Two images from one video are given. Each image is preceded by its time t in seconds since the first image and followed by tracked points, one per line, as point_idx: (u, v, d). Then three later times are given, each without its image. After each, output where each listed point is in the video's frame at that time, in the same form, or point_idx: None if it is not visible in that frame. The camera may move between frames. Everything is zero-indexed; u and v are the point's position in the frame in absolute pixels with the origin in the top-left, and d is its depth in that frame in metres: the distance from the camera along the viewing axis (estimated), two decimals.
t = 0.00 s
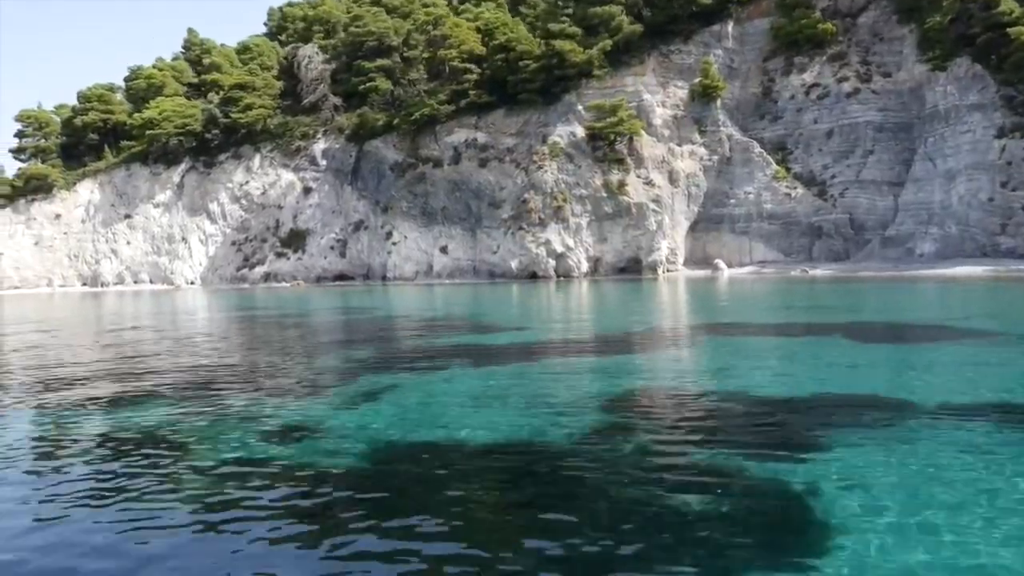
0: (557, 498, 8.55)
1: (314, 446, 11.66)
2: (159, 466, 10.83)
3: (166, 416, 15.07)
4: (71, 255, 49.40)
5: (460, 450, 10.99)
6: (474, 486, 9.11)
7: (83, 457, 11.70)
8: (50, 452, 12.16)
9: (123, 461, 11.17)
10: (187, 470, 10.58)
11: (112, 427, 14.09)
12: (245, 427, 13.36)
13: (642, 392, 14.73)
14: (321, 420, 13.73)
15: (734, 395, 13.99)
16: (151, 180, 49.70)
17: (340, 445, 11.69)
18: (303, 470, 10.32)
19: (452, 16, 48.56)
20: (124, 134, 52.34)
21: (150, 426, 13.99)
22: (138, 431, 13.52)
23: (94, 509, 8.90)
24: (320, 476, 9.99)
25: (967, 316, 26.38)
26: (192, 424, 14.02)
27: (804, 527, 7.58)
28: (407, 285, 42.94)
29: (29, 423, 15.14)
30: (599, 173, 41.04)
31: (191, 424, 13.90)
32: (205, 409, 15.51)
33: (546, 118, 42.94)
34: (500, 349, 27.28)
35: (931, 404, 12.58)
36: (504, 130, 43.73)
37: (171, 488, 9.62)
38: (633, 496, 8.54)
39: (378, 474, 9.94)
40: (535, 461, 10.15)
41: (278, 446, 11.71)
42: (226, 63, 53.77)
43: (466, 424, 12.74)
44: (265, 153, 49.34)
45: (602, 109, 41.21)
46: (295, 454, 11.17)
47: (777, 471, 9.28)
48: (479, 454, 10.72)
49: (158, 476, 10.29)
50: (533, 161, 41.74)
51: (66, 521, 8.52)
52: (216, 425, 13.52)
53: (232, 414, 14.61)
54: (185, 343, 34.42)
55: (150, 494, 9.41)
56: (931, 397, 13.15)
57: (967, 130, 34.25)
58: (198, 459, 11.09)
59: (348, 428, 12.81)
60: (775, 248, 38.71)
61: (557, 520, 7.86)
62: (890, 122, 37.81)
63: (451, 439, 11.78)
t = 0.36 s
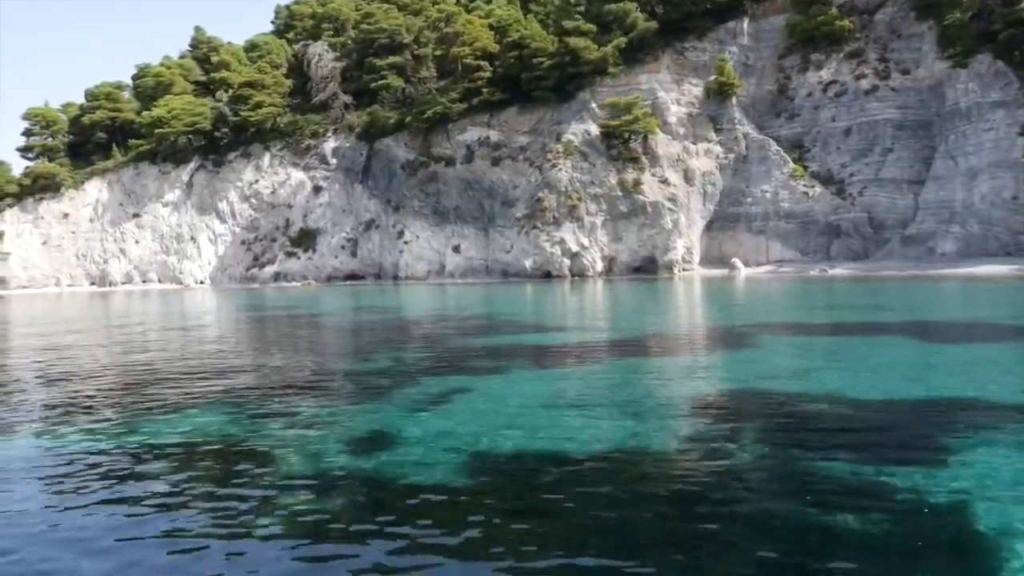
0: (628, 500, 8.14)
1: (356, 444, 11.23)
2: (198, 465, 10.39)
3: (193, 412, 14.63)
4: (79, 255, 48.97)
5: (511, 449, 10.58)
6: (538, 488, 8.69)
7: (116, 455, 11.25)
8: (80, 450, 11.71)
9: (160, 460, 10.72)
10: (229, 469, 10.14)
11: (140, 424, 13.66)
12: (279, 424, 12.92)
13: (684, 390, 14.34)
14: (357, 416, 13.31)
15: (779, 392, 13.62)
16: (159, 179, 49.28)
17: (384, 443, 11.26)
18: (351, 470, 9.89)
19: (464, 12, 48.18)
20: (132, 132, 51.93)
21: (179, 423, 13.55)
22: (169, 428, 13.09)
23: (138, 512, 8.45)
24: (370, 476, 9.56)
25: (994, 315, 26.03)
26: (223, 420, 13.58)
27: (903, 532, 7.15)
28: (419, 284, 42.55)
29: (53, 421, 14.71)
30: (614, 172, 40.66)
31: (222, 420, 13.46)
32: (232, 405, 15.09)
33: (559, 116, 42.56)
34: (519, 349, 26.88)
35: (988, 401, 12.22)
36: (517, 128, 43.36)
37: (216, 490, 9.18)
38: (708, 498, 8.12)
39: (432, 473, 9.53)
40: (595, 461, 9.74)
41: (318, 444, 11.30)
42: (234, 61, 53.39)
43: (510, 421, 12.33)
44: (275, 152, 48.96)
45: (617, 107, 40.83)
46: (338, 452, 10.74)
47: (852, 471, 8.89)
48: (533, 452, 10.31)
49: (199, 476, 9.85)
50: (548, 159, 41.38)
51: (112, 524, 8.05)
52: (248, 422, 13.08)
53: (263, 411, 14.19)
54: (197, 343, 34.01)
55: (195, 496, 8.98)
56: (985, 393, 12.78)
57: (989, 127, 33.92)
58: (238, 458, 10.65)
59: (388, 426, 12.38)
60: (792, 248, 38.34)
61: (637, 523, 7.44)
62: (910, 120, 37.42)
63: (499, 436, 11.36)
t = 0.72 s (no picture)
0: (711, 505, 7.81)
1: (406, 444, 10.89)
2: (245, 464, 10.05)
3: (225, 408, 14.27)
4: (86, 254, 48.55)
5: (570, 450, 10.24)
6: (612, 493, 8.36)
7: (157, 453, 10.90)
8: (118, 447, 11.36)
9: (204, 459, 10.38)
10: (279, 469, 9.80)
11: (174, 421, 13.29)
12: (318, 421, 12.56)
13: (729, 390, 14.00)
14: (398, 414, 12.96)
15: (829, 393, 13.28)
16: (168, 178, 48.92)
17: (434, 443, 10.91)
18: (407, 472, 9.56)
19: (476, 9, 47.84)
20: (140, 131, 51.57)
21: (214, 419, 13.20)
22: (205, 425, 12.74)
23: (197, 515, 8.11)
24: (430, 478, 9.23)
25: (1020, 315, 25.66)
26: (259, 416, 13.23)
27: (1006, 540, 6.81)
28: (431, 284, 42.18)
29: (81, 418, 14.36)
30: (629, 170, 40.29)
31: (258, 417, 13.11)
32: (264, 402, 14.74)
33: (573, 114, 42.20)
34: (540, 349, 26.54)
35: None
36: (530, 126, 42.99)
37: (272, 492, 8.84)
38: (795, 504, 7.79)
39: (494, 475, 9.20)
40: (661, 462, 9.40)
41: (367, 444, 10.96)
42: (242, 59, 53.01)
43: (559, 421, 12.00)
44: (284, 150, 48.59)
45: (632, 105, 40.49)
46: (390, 452, 10.40)
47: (932, 475, 8.57)
48: (594, 453, 9.98)
49: (251, 476, 9.51)
50: (561, 157, 41.04)
51: (172, 528, 7.71)
52: (286, 420, 12.72)
53: (298, 408, 13.84)
54: (209, 343, 33.60)
55: (252, 498, 8.64)
56: None
57: (1011, 125, 33.52)
58: (287, 457, 10.31)
59: (433, 425, 12.04)
60: (809, 247, 37.99)
61: (724, 528, 7.12)
62: (929, 118, 37.09)
63: (552, 436, 11.03)
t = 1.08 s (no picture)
0: (803, 517, 7.44)
1: (458, 449, 10.51)
2: (296, 470, 9.67)
3: (258, 410, 13.87)
4: (94, 254, 48.10)
5: (632, 457, 9.86)
6: (692, 502, 7.99)
7: (199, 457, 10.50)
8: (157, 450, 10.96)
9: (252, 464, 9.99)
10: (333, 475, 9.42)
11: (208, 423, 12.89)
12: (360, 424, 12.17)
13: (779, 392, 13.60)
14: (441, 417, 12.57)
15: (884, 397, 12.88)
16: (176, 176, 48.51)
17: (487, 448, 10.53)
18: (468, 479, 9.18)
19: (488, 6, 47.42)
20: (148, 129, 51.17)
21: (250, 421, 12.81)
22: (242, 426, 12.35)
23: (258, 525, 7.71)
24: (494, 485, 8.86)
25: None
26: (296, 418, 12.83)
27: None
28: (443, 283, 41.76)
29: (110, 419, 13.95)
30: (644, 168, 39.89)
31: (295, 419, 12.71)
32: (298, 404, 14.33)
33: (587, 112, 41.80)
34: (563, 350, 26.10)
35: None
36: (543, 124, 42.58)
37: (331, 499, 8.46)
38: (890, 515, 7.42)
39: (561, 483, 8.83)
40: (733, 470, 9.03)
41: (418, 450, 10.58)
42: (251, 58, 52.63)
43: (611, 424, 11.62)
44: (294, 149, 48.17)
45: (647, 102, 40.10)
46: (444, 458, 10.02)
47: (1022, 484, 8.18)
48: (659, 460, 9.60)
49: (305, 482, 9.12)
50: (576, 155, 40.65)
51: (235, 538, 7.32)
52: (327, 422, 12.33)
53: (334, 410, 13.43)
54: (220, 343, 33.18)
55: (312, 505, 8.25)
56: None
57: None
58: (338, 461, 9.96)
59: (481, 429, 11.66)
60: (828, 246, 37.59)
61: (821, 542, 6.75)
62: (948, 115, 36.70)
63: (609, 441, 10.65)
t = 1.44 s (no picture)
0: (899, 537, 7.04)
1: (511, 458, 10.11)
2: (348, 484, 9.27)
3: (291, 415, 13.46)
4: (101, 254, 47.68)
5: (696, 465, 9.47)
6: (774, 518, 7.60)
7: (241, 466, 10.10)
8: (194, 459, 10.57)
9: (300, 475, 9.61)
10: (389, 490, 9.03)
11: (241, 428, 12.49)
12: (402, 432, 11.77)
13: (830, 394, 13.22)
14: (484, 423, 12.17)
15: (941, 400, 12.49)
16: (184, 175, 48.12)
17: (541, 456, 10.13)
18: (529, 489, 8.80)
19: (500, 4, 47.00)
20: (155, 128, 50.75)
21: (284, 427, 12.41)
22: (279, 434, 11.96)
23: (322, 545, 7.33)
24: (561, 498, 8.46)
25: None
26: (333, 424, 12.44)
27: None
28: (454, 283, 41.36)
29: (137, 422, 13.56)
30: (659, 168, 39.53)
31: (333, 426, 12.32)
32: (329, 408, 13.94)
33: (600, 110, 41.38)
34: (585, 350, 25.71)
35: None
36: (556, 123, 42.19)
37: (394, 517, 8.06)
38: (990, 534, 7.03)
39: (631, 495, 8.43)
40: (806, 481, 8.65)
41: (470, 456, 10.21)
42: (258, 56, 52.22)
43: (664, 428, 11.22)
44: (302, 147, 47.75)
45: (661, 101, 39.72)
46: (501, 469, 9.62)
47: None
48: (727, 468, 9.21)
49: (361, 498, 8.73)
50: (589, 154, 40.26)
51: (300, 556, 6.99)
52: (367, 430, 11.94)
53: (371, 416, 13.05)
54: (232, 343, 32.77)
55: (375, 524, 7.86)
56: None
57: None
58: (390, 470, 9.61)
59: (530, 435, 11.25)
60: (845, 245, 37.21)
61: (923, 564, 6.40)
62: (967, 114, 36.34)
63: (667, 446, 10.25)
